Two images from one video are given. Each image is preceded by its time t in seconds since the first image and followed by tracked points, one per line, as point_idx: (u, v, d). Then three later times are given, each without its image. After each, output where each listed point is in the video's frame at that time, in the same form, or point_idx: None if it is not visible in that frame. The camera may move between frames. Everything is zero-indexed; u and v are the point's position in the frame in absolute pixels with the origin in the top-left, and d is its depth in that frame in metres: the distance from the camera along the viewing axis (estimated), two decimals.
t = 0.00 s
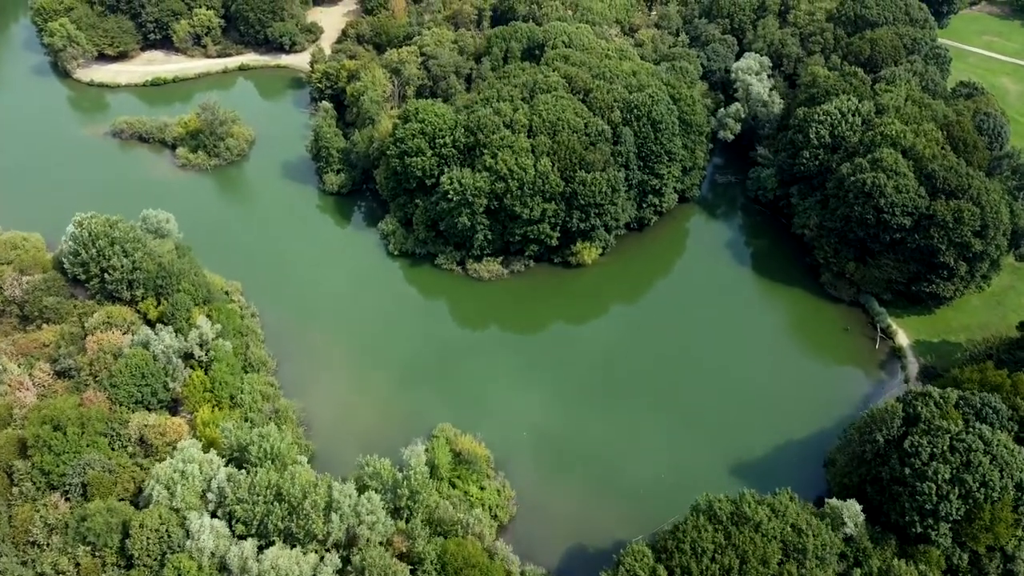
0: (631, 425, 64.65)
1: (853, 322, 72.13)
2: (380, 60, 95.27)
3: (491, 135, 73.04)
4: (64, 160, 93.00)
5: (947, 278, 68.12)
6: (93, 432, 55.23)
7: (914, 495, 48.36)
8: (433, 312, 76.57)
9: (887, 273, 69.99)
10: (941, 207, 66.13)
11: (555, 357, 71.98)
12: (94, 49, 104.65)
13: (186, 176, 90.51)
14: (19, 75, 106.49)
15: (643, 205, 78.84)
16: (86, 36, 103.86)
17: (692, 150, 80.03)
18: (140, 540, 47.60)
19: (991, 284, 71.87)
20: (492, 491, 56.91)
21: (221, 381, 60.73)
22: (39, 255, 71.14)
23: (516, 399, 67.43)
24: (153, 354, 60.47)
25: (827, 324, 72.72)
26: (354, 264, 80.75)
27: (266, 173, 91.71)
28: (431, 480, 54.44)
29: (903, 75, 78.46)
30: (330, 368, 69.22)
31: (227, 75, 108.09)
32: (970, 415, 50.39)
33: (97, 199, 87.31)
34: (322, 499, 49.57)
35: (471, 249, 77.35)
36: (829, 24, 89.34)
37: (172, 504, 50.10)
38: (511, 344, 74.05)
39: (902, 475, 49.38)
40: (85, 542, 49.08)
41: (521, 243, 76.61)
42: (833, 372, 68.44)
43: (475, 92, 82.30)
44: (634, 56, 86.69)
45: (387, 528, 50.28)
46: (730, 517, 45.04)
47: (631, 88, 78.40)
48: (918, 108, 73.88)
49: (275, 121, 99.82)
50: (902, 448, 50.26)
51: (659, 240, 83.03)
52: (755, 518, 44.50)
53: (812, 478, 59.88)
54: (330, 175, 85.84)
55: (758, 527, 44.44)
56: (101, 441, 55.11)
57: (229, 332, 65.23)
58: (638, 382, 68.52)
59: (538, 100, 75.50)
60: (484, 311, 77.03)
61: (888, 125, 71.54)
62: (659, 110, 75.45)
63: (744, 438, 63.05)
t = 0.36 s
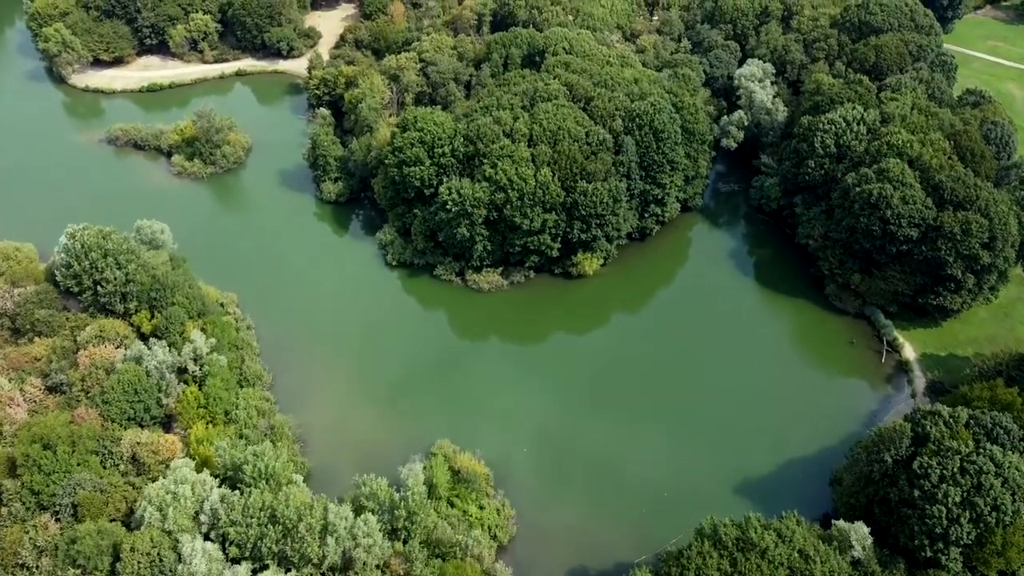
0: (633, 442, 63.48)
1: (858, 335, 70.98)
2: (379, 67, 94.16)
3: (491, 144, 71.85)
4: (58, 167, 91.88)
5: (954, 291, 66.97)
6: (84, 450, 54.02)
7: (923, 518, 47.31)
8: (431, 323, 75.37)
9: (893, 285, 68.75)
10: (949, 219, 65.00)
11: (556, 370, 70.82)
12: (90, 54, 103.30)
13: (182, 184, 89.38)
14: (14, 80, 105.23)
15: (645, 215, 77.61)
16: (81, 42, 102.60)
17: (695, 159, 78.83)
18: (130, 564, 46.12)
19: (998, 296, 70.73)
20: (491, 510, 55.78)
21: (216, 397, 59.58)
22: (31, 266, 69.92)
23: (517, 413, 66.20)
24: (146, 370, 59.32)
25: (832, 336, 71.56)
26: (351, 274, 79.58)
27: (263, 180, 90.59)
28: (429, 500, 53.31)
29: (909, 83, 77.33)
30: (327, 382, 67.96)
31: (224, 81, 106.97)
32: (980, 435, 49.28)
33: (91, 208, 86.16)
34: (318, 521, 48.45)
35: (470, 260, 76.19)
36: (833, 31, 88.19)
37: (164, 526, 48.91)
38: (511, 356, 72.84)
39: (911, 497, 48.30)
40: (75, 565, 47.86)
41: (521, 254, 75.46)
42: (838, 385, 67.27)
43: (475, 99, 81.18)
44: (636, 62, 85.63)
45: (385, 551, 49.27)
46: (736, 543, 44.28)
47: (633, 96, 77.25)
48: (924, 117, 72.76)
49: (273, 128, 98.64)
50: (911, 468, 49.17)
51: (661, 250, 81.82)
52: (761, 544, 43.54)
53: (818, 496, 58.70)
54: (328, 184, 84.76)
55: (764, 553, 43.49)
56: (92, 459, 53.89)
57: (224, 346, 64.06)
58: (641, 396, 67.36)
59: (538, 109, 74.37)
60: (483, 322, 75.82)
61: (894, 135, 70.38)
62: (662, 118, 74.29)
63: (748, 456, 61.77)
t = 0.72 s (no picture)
0: (636, 458, 62.27)
1: (864, 348, 69.78)
2: (377, 73, 93.08)
3: (490, 154, 70.69)
4: (52, 175, 90.71)
5: (962, 303, 65.77)
6: (75, 469, 52.83)
7: (933, 542, 46.21)
8: (430, 335, 74.04)
9: (899, 298, 67.53)
10: (957, 231, 63.83)
11: (556, 383, 69.59)
12: (85, 60, 102.14)
13: (177, 193, 88.21)
14: (9, 86, 104.02)
15: (647, 225, 76.41)
16: (76, 47, 101.41)
17: (697, 168, 77.59)
18: None
19: (1006, 308, 69.60)
20: (490, 530, 54.57)
21: (210, 414, 58.43)
22: (22, 277, 68.60)
23: (517, 427, 64.97)
24: (138, 387, 58.14)
25: (838, 349, 70.34)
26: (348, 284, 78.36)
27: (259, 189, 89.42)
28: (427, 521, 52.15)
29: (915, 91, 76.19)
30: (323, 397, 66.76)
31: (221, 87, 105.71)
32: (992, 457, 48.10)
33: (85, 217, 85.03)
34: (313, 545, 47.27)
35: (470, 271, 75.05)
36: (837, 37, 87.03)
37: (155, 549, 47.60)
38: (511, 368, 71.61)
39: (921, 520, 47.21)
40: None
41: (521, 265, 74.29)
42: (844, 400, 66.06)
43: (474, 107, 80.02)
44: (637, 69, 84.60)
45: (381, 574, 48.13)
46: (742, 569, 43.32)
47: (635, 104, 76.11)
48: (931, 126, 71.66)
49: (270, 135, 97.47)
50: (920, 490, 48.05)
51: (663, 260, 80.62)
52: (768, 570, 42.47)
53: (824, 515, 57.46)
54: (326, 193, 83.63)
55: None
56: (82, 479, 52.67)
57: (219, 361, 62.88)
58: (643, 411, 66.14)
59: (539, 118, 73.26)
60: (483, 334, 74.55)
61: (900, 144, 69.24)
62: (664, 128, 73.11)
63: (752, 474, 60.54)
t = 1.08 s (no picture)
0: (639, 477, 60.93)
1: (871, 363, 68.56)
2: (375, 80, 91.95)
3: (490, 165, 69.54)
4: (46, 184, 89.48)
5: (970, 317, 64.61)
6: (65, 490, 51.57)
7: (944, 568, 45.01)
8: (428, 348, 72.70)
9: (906, 311, 66.39)
10: (965, 244, 62.67)
11: (557, 397, 68.27)
12: (80, 66, 100.95)
13: (173, 202, 87.05)
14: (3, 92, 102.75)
15: (649, 236, 75.20)
16: (71, 53, 100.22)
17: (700, 178, 76.44)
18: None
19: (1014, 321, 68.50)
20: (490, 551, 53.40)
21: (204, 431, 57.24)
22: (13, 290, 67.33)
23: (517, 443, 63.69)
24: (131, 404, 56.99)
25: (844, 364, 69.11)
26: (346, 296, 77.15)
27: (256, 197, 88.29)
28: (424, 544, 50.93)
29: (921, 99, 75.01)
30: (321, 413, 65.53)
31: (217, 93, 104.55)
32: (1004, 479, 46.92)
33: (78, 227, 83.79)
34: (308, 570, 46.07)
35: (469, 283, 73.97)
36: (842, 44, 85.86)
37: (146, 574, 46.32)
38: (511, 381, 70.32)
39: (931, 545, 46.01)
40: None
41: (521, 277, 73.12)
42: (850, 415, 64.77)
43: (474, 115, 78.92)
44: (639, 76, 83.46)
45: None
46: None
47: (637, 113, 74.94)
48: (938, 136, 70.52)
49: (267, 142, 96.38)
50: (930, 514, 46.87)
51: (665, 272, 79.48)
52: None
53: (831, 536, 56.11)
54: (323, 203, 82.49)
55: None
56: (73, 500, 51.42)
57: (213, 377, 61.72)
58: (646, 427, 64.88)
59: (540, 127, 72.14)
60: (482, 347, 73.30)
61: (907, 155, 68.08)
62: (666, 137, 71.94)
63: (757, 492, 59.21)
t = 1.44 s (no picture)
0: (640, 492, 59.78)
1: (876, 378, 67.38)
2: (373, 87, 90.75)
3: (490, 175, 68.39)
4: (40, 192, 88.28)
5: (978, 331, 63.47)
6: (54, 511, 50.38)
7: None
8: (426, 360, 71.49)
9: (912, 325, 65.22)
10: (973, 258, 61.54)
11: (558, 410, 67.09)
12: (75, 72, 99.80)
13: (168, 211, 85.90)
14: None
15: (651, 246, 73.95)
16: (66, 59, 99.06)
17: (703, 188, 75.29)
18: None
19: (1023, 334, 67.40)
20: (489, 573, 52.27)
21: (197, 449, 56.08)
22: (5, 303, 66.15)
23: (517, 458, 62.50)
24: (123, 422, 55.85)
25: (849, 378, 67.94)
26: (343, 307, 75.93)
27: (253, 206, 87.13)
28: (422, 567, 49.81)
29: (927, 108, 73.92)
30: (317, 427, 64.33)
31: (214, 99, 103.36)
32: (1016, 503, 45.80)
33: (71, 237, 82.58)
34: None
35: (468, 295, 72.83)
36: (846, 51, 84.71)
37: None
38: (511, 394, 69.09)
39: (941, 571, 44.92)
40: None
41: (521, 289, 71.90)
42: (856, 430, 63.58)
43: (473, 123, 77.79)
44: (641, 84, 82.39)
45: None
46: None
47: (639, 122, 73.79)
48: (945, 146, 69.40)
49: (264, 149, 95.24)
50: (941, 539, 45.75)
51: (667, 283, 78.30)
52: None
53: (837, 556, 54.93)
54: (320, 212, 81.33)
55: None
56: (63, 521, 50.23)
57: (207, 393, 60.53)
58: (649, 442, 63.69)
59: (540, 137, 71.00)
60: (481, 359, 72.11)
61: (914, 166, 66.94)
62: (669, 147, 70.78)
63: (761, 509, 58.03)
